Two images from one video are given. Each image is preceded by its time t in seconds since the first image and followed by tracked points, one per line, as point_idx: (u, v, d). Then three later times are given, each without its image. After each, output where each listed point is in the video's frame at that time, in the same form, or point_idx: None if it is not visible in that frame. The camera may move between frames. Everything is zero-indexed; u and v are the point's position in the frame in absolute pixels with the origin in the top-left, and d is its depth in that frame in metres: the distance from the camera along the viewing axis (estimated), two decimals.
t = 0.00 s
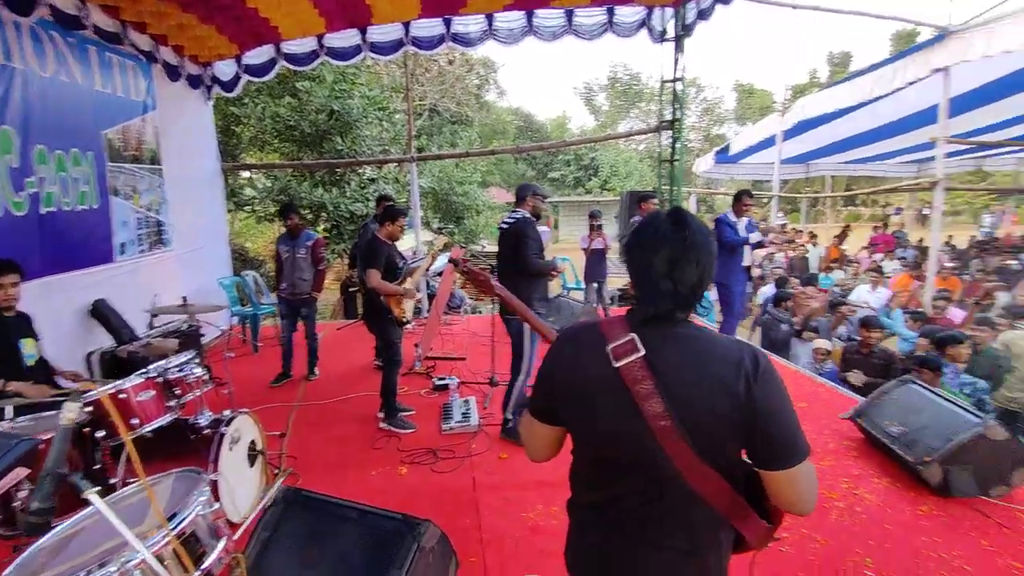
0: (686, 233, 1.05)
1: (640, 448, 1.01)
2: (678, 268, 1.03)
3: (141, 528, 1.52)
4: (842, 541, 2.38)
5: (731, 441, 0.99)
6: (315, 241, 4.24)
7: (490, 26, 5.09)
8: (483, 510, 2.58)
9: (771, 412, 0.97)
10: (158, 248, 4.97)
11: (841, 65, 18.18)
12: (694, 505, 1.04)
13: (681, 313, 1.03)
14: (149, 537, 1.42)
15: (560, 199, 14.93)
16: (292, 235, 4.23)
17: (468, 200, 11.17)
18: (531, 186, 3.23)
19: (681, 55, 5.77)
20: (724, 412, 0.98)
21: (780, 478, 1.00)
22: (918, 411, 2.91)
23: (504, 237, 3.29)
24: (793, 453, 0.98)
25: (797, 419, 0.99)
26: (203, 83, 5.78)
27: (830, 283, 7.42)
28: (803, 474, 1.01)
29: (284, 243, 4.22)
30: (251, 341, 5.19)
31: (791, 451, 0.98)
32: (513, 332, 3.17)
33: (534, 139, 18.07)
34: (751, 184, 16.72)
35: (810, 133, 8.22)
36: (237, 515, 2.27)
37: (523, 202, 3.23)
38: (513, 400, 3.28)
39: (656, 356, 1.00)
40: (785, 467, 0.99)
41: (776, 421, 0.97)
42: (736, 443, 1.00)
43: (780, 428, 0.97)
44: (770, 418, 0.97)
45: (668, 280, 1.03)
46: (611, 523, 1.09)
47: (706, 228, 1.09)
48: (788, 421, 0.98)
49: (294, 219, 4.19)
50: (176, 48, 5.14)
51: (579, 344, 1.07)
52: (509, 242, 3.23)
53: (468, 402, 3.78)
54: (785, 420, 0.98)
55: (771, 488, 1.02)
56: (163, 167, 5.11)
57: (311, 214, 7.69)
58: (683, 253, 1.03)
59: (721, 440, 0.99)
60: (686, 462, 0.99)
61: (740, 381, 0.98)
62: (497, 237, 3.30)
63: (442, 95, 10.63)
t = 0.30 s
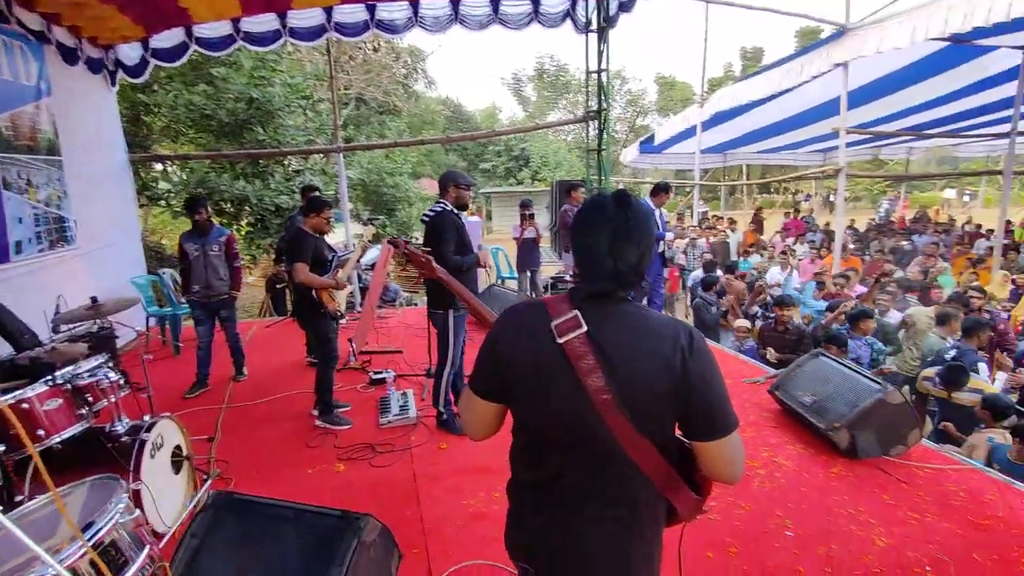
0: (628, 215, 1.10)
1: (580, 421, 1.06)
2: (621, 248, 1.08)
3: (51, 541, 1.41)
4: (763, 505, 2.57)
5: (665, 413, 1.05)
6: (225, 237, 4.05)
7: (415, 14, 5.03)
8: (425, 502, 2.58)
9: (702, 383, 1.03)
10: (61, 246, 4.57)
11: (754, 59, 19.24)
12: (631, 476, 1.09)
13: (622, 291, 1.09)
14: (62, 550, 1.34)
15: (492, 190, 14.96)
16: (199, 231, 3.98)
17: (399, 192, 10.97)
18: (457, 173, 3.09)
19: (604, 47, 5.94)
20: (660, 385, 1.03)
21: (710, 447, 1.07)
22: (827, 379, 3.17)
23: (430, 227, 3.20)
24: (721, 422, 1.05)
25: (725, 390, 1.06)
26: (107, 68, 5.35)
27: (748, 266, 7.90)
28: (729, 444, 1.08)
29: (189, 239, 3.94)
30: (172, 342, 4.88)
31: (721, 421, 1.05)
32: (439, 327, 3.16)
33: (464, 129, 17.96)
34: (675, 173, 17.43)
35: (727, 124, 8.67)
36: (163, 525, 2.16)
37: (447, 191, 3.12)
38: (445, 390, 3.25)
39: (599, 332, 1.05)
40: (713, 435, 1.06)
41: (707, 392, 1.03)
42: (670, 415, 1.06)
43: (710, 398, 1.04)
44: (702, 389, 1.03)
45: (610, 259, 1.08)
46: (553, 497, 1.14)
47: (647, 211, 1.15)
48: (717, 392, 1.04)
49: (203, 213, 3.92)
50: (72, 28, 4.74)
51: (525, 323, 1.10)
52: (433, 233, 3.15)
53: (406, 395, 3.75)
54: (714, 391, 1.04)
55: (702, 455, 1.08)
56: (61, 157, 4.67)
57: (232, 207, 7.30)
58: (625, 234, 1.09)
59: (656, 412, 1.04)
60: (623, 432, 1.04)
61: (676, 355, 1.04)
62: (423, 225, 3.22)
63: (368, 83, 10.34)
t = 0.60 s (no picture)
0: (558, 203, 1.13)
1: (513, 404, 1.09)
2: (550, 236, 1.11)
3: None
4: (703, 485, 2.69)
5: (591, 393, 1.09)
6: (135, 236, 3.75)
7: (352, 5, 4.93)
8: (374, 499, 2.56)
9: (625, 364, 1.08)
10: None
11: (687, 58, 19.97)
12: (565, 456, 1.12)
13: (551, 277, 1.13)
14: None
15: (434, 185, 14.83)
16: (101, 230, 3.66)
17: (340, 188, 10.70)
18: (393, 167, 3.02)
19: (543, 44, 6.02)
20: (584, 367, 1.07)
21: (636, 427, 1.11)
22: (759, 363, 3.36)
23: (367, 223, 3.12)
24: (645, 401, 1.09)
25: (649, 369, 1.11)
26: (12, 53, 4.89)
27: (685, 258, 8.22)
28: (653, 422, 1.12)
29: (92, 239, 3.63)
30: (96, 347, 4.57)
31: (644, 400, 1.09)
32: (381, 326, 3.13)
33: (405, 124, 17.70)
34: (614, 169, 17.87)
35: (662, 120, 8.97)
36: (94, 540, 2.03)
37: (384, 186, 3.04)
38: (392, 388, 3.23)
39: (528, 317, 1.08)
40: (639, 414, 1.10)
41: (629, 372, 1.08)
42: (597, 396, 1.10)
43: (633, 378, 1.08)
44: (626, 371, 1.07)
45: (539, 247, 1.11)
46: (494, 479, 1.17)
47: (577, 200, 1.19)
48: (639, 372, 1.09)
49: (106, 210, 3.62)
50: None
51: (458, 311, 1.13)
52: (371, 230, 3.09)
53: (352, 394, 3.69)
54: (637, 371, 1.08)
55: (629, 436, 1.12)
56: None
57: (160, 204, 6.89)
58: (554, 223, 1.12)
59: (583, 392, 1.08)
60: (552, 412, 1.08)
61: (600, 337, 1.08)
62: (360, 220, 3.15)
63: (303, 76, 10.02)
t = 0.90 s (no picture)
0: (448, 192, 1.15)
1: (415, 387, 1.11)
2: (440, 224, 1.12)
3: None
4: (635, 470, 2.81)
5: (488, 373, 1.10)
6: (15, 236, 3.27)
7: None
8: (308, 503, 2.50)
9: (517, 340, 1.09)
10: None
11: (616, 59, 20.58)
12: (470, 437, 1.14)
13: (445, 264, 1.13)
14: None
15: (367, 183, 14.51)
16: None
17: (266, 185, 10.27)
18: (316, 163, 2.93)
19: (474, 41, 6.04)
20: (477, 348, 1.09)
21: (533, 401, 1.12)
22: (685, 351, 3.53)
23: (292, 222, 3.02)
24: (539, 377, 1.11)
25: (544, 346, 1.13)
26: None
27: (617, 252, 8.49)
28: (551, 397, 1.14)
29: None
30: None
31: (538, 374, 1.11)
32: (311, 328, 3.05)
33: (334, 120, 17.20)
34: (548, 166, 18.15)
35: (593, 119, 9.20)
36: None
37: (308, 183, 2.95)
38: (327, 389, 3.15)
39: (422, 301, 1.11)
40: (535, 390, 1.12)
41: (522, 349, 1.09)
42: (495, 375, 1.11)
43: (526, 355, 1.09)
44: (518, 349, 1.09)
45: (429, 235, 1.12)
46: (409, 464, 1.19)
47: (469, 189, 1.20)
48: (532, 349, 1.10)
49: None
50: None
51: (364, 301, 1.17)
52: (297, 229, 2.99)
53: (282, 397, 3.57)
54: (529, 348, 1.10)
55: (529, 412, 1.14)
56: None
57: (64, 203, 6.36)
58: (442, 212, 1.13)
59: (479, 372, 1.10)
60: (451, 394, 1.10)
61: (491, 317, 1.09)
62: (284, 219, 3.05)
63: (223, 68, 9.53)
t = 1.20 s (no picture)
0: (334, 186, 1.21)
1: (304, 377, 1.18)
2: (325, 215, 1.19)
3: None
4: (568, 467, 2.87)
5: (372, 362, 1.16)
6: None
7: None
8: (231, 521, 2.39)
9: (395, 326, 1.14)
10: None
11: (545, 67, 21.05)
12: (362, 426, 1.20)
13: (331, 255, 1.20)
14: None
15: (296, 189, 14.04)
16: None
17: (185, 190, 9.71)
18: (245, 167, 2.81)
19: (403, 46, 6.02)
20: (359, 335, 1.14)
21: (415, 387, 1.16)
22: (615, 349, 3.66)
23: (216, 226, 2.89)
24: (420, 363, 1.16)
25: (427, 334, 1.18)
26: None
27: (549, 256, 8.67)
28: (434, 384, 1.19)
29: None
30: None
31: (417, 359, 1.15)
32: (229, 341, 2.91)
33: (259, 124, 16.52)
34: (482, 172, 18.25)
35: (524, 125, 9.36)
36: None
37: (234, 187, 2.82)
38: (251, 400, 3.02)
39: (307, 292, 1.17)
40: (416, 378, 1.16)
41: (402, 338, 1.14)
42: (381, 365, 1.17)
43: (407, 344, 1.14)
44: (398, 338, 1.14)
45: (314, 226, 1.19)
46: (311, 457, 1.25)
47: (358, 181, 1.26)
48: (414, 337, 1.15)
49: None
50: None
51: (261, 298, 1.25)
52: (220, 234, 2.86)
53: (202, 412, 3.38)
54: (410, 337, 1.14)
55: (414, 403, 1.18)
56: None
57: None
58: (328, 203, 1.19)
59: (363, 361, 1.16)
60: (339, 383, 1.16)
61: (373, 306, 1.14)
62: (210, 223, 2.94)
63: (134, 67, 8.97)
